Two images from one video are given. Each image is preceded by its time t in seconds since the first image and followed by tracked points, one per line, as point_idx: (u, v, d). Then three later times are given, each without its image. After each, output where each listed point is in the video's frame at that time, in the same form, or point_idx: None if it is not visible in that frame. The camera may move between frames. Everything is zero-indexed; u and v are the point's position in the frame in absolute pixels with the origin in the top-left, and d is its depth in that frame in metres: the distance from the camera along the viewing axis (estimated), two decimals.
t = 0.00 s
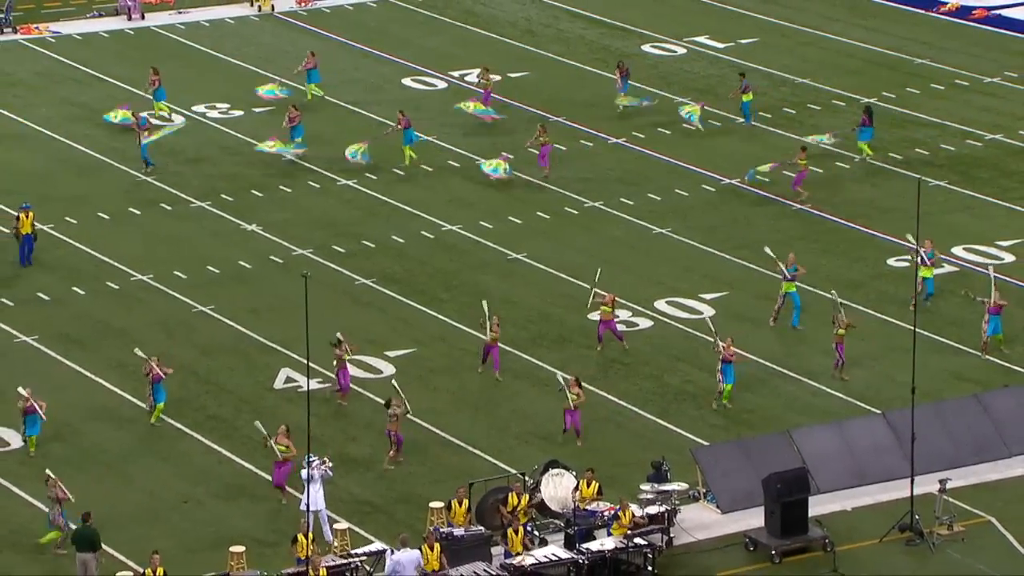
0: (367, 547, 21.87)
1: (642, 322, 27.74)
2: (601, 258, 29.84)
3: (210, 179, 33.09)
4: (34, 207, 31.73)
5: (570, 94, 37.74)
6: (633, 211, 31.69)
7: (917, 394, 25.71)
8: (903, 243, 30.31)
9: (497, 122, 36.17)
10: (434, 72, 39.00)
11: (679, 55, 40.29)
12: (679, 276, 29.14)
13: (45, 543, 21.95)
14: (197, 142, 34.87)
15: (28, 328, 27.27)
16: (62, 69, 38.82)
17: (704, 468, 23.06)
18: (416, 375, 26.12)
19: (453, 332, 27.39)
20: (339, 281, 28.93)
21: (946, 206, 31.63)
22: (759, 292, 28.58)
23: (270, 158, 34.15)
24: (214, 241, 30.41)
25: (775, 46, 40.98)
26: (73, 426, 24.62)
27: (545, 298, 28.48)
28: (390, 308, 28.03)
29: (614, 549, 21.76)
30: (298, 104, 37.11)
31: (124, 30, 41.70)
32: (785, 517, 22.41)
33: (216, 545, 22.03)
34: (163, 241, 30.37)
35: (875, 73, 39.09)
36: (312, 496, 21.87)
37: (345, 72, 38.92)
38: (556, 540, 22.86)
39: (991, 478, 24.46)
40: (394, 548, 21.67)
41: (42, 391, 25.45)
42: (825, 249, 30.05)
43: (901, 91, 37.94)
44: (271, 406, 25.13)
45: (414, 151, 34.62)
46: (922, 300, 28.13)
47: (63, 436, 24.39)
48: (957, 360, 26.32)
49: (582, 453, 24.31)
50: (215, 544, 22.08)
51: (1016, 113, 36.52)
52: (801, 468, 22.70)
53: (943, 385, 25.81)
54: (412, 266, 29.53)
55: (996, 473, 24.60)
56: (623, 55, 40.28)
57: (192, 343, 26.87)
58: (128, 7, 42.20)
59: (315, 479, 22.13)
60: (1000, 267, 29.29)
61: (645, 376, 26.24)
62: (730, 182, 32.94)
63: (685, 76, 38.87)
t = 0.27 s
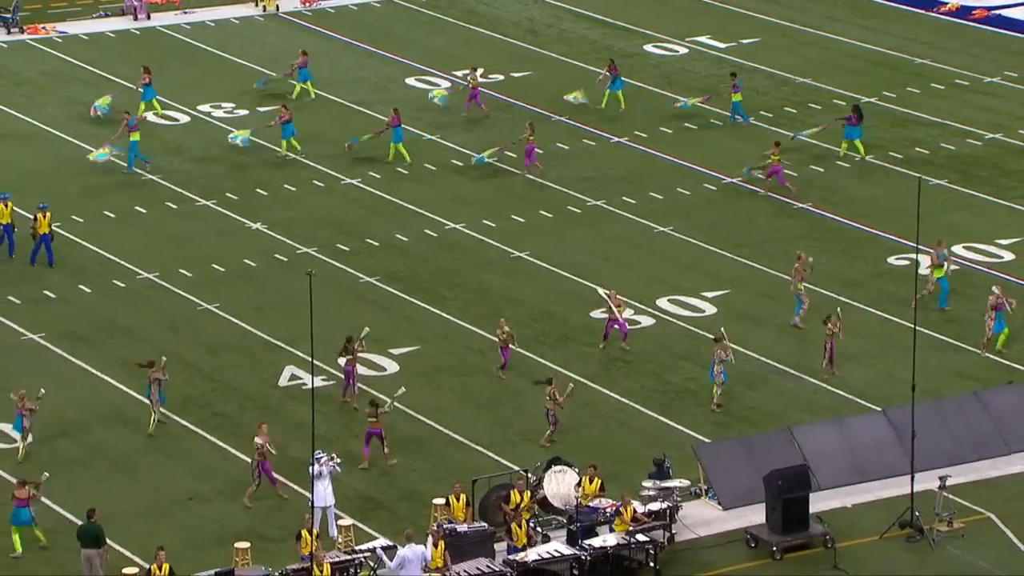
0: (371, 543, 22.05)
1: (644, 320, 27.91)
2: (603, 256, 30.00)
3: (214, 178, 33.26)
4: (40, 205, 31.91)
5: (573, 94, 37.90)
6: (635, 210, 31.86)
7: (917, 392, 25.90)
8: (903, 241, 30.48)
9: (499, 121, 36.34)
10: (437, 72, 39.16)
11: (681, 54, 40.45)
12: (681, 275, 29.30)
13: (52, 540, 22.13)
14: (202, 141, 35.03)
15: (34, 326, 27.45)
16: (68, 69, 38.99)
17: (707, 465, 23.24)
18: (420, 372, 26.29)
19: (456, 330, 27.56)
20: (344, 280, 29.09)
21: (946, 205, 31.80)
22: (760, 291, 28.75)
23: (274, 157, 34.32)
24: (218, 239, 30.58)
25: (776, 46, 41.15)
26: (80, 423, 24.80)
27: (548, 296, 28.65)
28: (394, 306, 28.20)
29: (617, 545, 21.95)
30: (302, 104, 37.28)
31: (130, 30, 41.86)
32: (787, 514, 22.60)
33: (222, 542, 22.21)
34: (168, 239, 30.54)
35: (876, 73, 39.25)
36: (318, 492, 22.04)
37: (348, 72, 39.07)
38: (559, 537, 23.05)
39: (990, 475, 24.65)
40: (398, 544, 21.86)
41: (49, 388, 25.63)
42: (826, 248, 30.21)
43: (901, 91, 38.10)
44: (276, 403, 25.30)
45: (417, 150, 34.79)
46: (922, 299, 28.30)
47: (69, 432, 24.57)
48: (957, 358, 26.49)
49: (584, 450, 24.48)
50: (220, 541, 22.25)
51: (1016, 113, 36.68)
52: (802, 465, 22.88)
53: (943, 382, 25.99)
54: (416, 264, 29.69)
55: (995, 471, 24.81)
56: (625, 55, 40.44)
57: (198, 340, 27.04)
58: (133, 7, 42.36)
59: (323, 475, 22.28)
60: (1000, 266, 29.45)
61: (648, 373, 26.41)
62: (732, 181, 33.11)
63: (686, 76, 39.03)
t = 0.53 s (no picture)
0: (376, 538, 22.27)
1: (647, 316, 28.11)
2: (606, 254, 30.20)
3: (221, 176, 33.47)
4: (48, 202, 32.13)
5: (577, 93, 38.10)
6: (638, 208, 32.05)
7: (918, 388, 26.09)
8: (904, 239, 30.66)
9: (503, 119, 36.55)
10: (442, 71, 39.37)
11: (684, 54, 40.63)
12: (684, 272, 29.50)
13: (60, 535, 22.35)
14: (208, 139, 35.24)
15: (43, 323, 27.66)
16: (75, 68, 39.20)
17: (709, 461, 23.44)
18: (424, 369, 26.49)
19: (460, 326, 27.77)
20: (349, 277, 29.30)
21: (947, 204, 31.98)
22: (762, 288, 28.94)
23: (280, 155, 34.53)
24: (225, 237, 30.79)
25: (778, 46, 41.33)
26: (87, 419, 25.01)
27: (551, 293, 28.85)
28: (398, 304, 28.41)
29: (620, 540, 22.18)
30: (307, 102, 37.49)
31: (137, 29, 42.08)
32: (789, 510, 22.80)
33: (228, 536, 22.43)
34: (175, 237, 30.76)
35: (877, 72, 39.43)
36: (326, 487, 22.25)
37: (353, 71, 39.28)
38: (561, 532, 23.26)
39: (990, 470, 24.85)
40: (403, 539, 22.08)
41: (58, 385, 25.85)
42: (828, 245, 30.40)
43: (903, 89, 38.28)
44: (282, 399, 25.51)
45: (421, 148, 34.99)
46: (923, 296, 28.48)
47: (77, 428, 24.79)
48: (957, 355, 26.68)
49: (587, 446, 24.68)
50: (226, 536, 22.47)
51: (1016, 111, 36.86)
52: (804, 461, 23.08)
53: (944, 379, 26.19)
54: (420, 262, 29.90)
55: (995, 467, 25.02)
56: (628, 54, 40.62)
57: (205, 337, 27.25)
58: (141, 6, 42.58)
59: (335, 470, 22.47)
60: (1000, 263, 29.64)
61: (650, 370, 26.61)
62: (734, 180, 33.30)
63: (688, 75, 39.21)
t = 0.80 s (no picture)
0: (382, 533, 22.55)
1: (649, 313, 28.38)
2: (609, 251, 30.47)
3: (227, 174, 33.75)
4: (56, 200, 32.43)
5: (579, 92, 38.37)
6: (641, 206, 32.33)
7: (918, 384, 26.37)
8: (904, 237, 30.93)
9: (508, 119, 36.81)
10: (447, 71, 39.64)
11: (686, 54, 40.88)
12: (686, 270, 29.77)
13: (69, 530, 22.64)
14: (214, 137, 35.52)
15: (52, 320, 27.96)
16: (83, 67, 39.51)
17: (710, 457, 23.73)
18: (430, 365, 26.78)
19: (464, 323, 28.04)
20: (354, 274, 29.57)
21: (946, 202, 32.25)
22: (764, 285, 29.21)
23: (286, 154, 34.81)
24: (232, 234, 31.07)
25: (779, 45, 41.59)
26: (96, 414, 25.30)
27: (555, 290, 29.12)
28: (404, 301, 28.68)
29: (622, 534, 22.48)
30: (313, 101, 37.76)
31: (146, 29, 42.36)
32: (790, 505, 23.08)
33: (236, 530, 22.71)
34: (182, 234, 31.05)
35: (877, 71, 39.69)
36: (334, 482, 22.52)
37: (359, 70, 39.55)
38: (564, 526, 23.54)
39: (988, 465, 25.15)
40: (408, 533, 22.36)
41: (67, 380, 26.14)
42: (828, 243, 30.68)
43: (903, 89, 38.54)
44: (289, 395, 25.79)
45: (425, 147, 35.26)
46: (922, 294, 28.75)
47: (86, 423, 25.07)
48: (956, 352, 26.95)
49: (590, 441, 24.95)
50: (234, 530, 22.75)
51: (1015, 110, 37.12)
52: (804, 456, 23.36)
53: (943, 375, 26.47)
54: (425, 259, 30.17)
55: (993, 462, 25.30)
56: (631, 54, 40.88)
57: (211, 333, 27.54)
58: (149, 7, 42.86)
59: (342, 465, 22.76)
60: (998, 261, 29.92)
61: (653, 366, 26.89)
62: (735, 178, 33.57)
63: (690, 75, 39.47)
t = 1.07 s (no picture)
0: (389, 527, 22.92)
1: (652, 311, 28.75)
2: (612, 250, 30.83)
3: (235, 173, 34.12)
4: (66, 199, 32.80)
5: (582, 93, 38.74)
6: (644, 205, 32.69)
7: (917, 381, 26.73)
8: (903, 235, 31.29)
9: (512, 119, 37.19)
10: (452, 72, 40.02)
11: (689, 55, 41.24)
12: (688, 268, 30.13)
13: (81, 523, 23.01)
14: (223, 137, 35.91)
15: (64, 317, 28.33)
16: (93, 68, 39.89)
17: (712, 452, 24.10)
18: (435, 362, 27.14)
19: (470, 320, 28.40)
20: (361, 272, 29.94)
21: (945, 201, 32.60)
22: (765, 283, 29.57)
23: (293, 153, 35.19)
24: (240, 233, 31.43)
25: (780, 47, 41.94)
26: (107, 410, 25.66)
27: (559, 288, 29.49)
28: (410, 298, 29.04)
29: (625, 528, 22.85)
30: (319, 102, 38.13)
31: (156, 31, 42.75)
32: (790, 499, 23.44)
33: (245, 524, 23.07)
34: (191, 232, 31.42)
35: (876, 72, 40.05)
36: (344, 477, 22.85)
37: (365, 71, 39.93)
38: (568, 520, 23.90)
39: (986, 461, 25.52)
40: (415, 527, 22.72)
41: (79, 377, 26.50)
42: (829, 242, 31.04)
43: (902, 89, 38.91)
44: (297, 391, 26.16)
45: (429, 147, 35.63)
46: (921, 292, 29.11)
47: (98, 418, 25.44)
48: (955, 349, 27.31)
49: (594, 437, 25.31)
50: (243, 524, 23.11)
51: (1013, 111, 37.48)
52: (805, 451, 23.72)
53: (941, 372, 26.83)
54: (430, 257, 30.54)
55: (991, 458, 25.66)
56: (634, 55, 41.25)
57: (220, 330, 27.90)
58: (159, 8, 43.25)
59: (351, 460, 23.12)
60: (996, 259, 30.28)
61: (655, 363, 27.25)
62: (737, 177, 33.94)
63: (691, 76, 39.83)
